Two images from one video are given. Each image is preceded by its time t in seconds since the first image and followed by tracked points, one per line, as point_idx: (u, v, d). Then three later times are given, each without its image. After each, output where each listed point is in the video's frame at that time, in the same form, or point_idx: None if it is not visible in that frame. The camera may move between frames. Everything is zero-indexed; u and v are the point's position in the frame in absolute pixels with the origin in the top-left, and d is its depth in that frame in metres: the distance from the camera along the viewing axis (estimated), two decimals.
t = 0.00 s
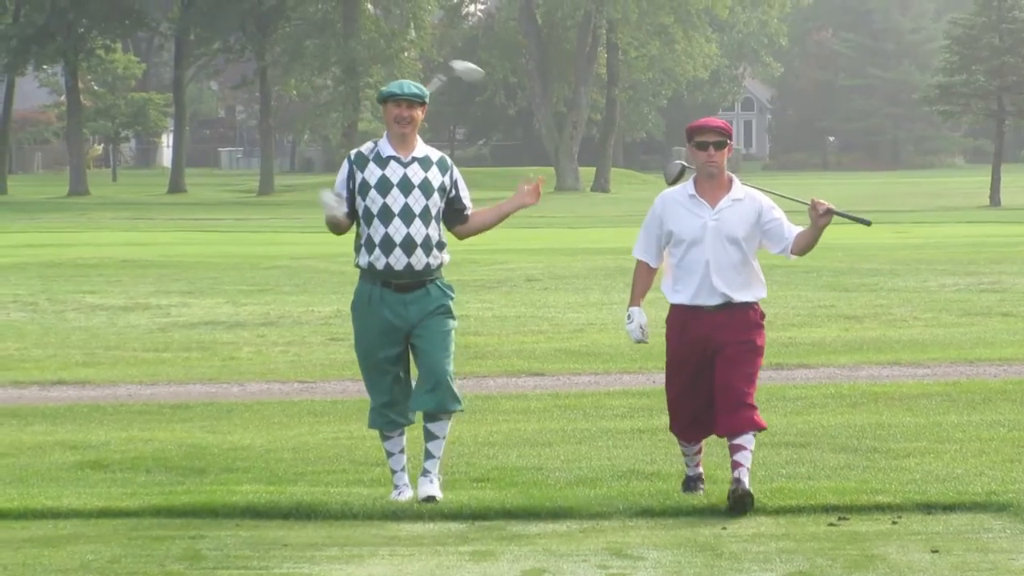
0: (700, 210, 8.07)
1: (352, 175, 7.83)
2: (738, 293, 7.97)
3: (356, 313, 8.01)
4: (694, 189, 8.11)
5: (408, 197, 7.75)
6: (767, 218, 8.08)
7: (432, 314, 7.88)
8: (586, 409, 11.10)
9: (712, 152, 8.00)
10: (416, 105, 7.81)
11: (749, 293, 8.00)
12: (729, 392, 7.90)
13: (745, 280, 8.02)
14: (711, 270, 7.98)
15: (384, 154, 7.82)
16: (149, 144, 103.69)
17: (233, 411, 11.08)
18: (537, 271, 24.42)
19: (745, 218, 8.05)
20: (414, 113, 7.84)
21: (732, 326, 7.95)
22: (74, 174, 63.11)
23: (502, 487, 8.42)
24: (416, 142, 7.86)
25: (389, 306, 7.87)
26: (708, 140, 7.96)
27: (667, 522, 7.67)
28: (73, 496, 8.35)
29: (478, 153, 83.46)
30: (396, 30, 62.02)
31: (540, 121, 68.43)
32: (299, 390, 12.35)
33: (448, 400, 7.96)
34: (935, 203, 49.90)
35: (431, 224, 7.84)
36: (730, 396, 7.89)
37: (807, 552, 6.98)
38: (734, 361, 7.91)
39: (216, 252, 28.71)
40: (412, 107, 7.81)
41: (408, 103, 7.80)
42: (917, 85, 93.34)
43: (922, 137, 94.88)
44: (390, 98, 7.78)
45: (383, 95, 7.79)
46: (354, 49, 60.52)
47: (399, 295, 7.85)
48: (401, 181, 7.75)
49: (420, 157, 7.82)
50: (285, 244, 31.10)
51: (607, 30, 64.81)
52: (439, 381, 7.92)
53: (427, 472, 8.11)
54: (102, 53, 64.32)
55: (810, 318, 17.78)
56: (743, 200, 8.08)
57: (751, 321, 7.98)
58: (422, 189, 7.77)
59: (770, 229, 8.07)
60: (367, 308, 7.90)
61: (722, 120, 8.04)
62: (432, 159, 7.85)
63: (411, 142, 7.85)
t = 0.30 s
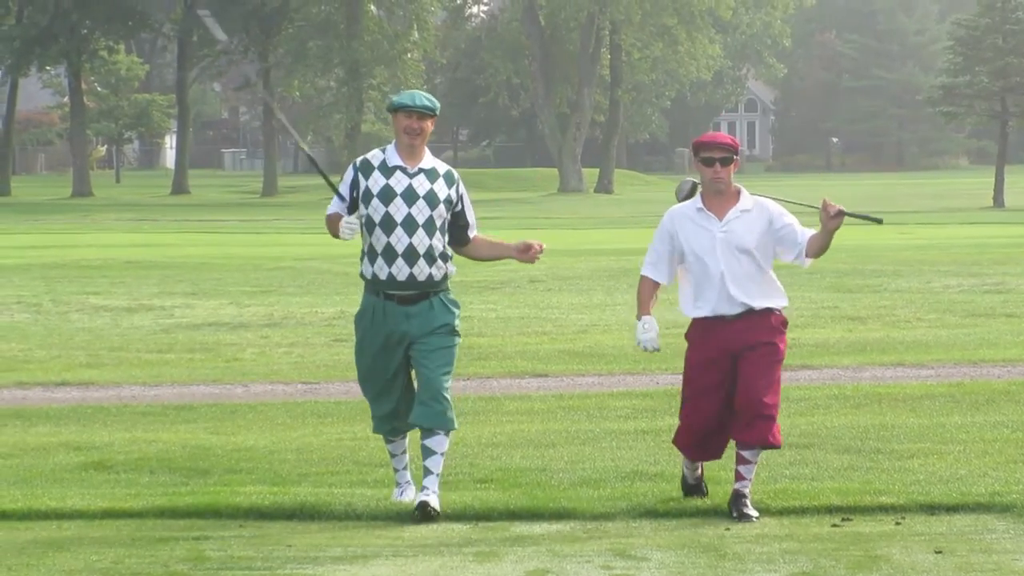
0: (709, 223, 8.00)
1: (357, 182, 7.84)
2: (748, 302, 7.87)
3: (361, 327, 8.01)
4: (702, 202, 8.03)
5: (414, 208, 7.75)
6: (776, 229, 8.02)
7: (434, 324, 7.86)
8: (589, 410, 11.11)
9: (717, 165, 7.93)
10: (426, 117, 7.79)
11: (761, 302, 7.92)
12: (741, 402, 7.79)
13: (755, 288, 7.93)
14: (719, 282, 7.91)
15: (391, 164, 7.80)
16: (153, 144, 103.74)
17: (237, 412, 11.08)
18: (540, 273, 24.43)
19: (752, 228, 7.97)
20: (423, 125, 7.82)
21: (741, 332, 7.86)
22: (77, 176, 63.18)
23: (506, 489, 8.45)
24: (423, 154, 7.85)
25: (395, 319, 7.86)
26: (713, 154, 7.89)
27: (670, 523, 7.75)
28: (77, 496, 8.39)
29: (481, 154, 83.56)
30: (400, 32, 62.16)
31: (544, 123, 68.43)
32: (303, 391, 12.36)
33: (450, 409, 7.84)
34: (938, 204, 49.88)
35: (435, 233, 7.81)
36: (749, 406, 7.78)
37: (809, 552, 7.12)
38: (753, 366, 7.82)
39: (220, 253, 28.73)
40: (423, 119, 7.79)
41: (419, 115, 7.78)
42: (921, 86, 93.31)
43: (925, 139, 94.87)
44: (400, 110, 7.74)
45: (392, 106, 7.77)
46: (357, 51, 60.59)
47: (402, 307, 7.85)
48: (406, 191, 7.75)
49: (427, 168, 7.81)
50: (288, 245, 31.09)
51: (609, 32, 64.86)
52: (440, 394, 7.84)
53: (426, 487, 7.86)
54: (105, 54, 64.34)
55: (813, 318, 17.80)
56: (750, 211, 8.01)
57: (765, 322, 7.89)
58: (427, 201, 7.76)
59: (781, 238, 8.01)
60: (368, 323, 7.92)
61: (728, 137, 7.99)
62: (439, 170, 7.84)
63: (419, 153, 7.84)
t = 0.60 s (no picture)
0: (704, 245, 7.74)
1: (365, 174, 7.85)
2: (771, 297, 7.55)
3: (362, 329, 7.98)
4: (695, 224, 7.77)
5: (415, 201, 7.71)
6: (769, 223, 7.59)
7: (435, 323, 7.83)
8: (593, 410, 11.07)
9: (695, 199, 7.65)
10: (430, 109, 7.78)
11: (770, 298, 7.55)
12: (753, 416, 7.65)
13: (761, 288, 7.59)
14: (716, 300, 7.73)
15: (397, 157, 7.81)
16: (157, 143, 103.88)
17: (241, 412, 11.06)
18: (544, 272, 24.39)
19: (746, 230, 7.61)
20: (433, 120, 7.83)
21: (757, 332, 7.55)
22: (81, 175, 63.32)
23: (509, 489, 8.46)
24: (431, 148, 7.84)
25: (397, 316, 7.84)
26: (687, 186, 7.64)
27: (674, 523, 7.80)
28: (82, 497, 8.39)
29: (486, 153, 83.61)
30: (403, 31, 62.20)
31: (547, 122, 68.49)
32: (306, 391, 12.36)
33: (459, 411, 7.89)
34: (941, 203, 49.82)
35: (439, 227, 7.78)
36: (764, 418, 7.61)
37: (813, 551, 7.17)
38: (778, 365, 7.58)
39: (224, 252, 28.74)
40: (425, 111, 7.78)
41: (420, 108, 7.76)
42: (924, 85, 93.28)
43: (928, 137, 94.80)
44: (402, 102, 7.75)
45: (397, 99, 7.78)
46: (360, 50, 60.62)
47: (405, 304, 7.82)
48: (408, 183, 7.72)
49: (434, 162, 7.79)
50: (291, 245, 31.08)
51: (613, 31, 64.87)
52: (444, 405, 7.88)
53: (428, 496, 7.87)
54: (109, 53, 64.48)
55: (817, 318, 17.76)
56: (735, 215, 7.65)
57: (793, 319, 7.55)
58: (432, 195, 7.72)
59: (777, 220, 7.56)
60: (369, 327, 7.92)
61: (701, 161, 7.69)
62: (445, 165, 7.82)
63: (430, 146, 7.84)
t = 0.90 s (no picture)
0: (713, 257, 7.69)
1: (367, 163, 7.83)
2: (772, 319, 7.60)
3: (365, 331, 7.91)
4: (705, 238, 7.72)
5: (412, 188, 7.63)
6: (781, 232, 7.56)
7: (435, 320, 7.80)
8: (597, 409, 11.06)
9: (705, 213, 7.61)
10: (430, 99, 7.75)
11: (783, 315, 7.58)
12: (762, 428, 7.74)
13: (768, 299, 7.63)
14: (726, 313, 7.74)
15: (399, 145, 7.77)
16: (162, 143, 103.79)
17: (245, 412, 11.06)
18: (546, 272, 24.36)
19: (756, 241, 7.58)
20: (430, 108, 7.80)
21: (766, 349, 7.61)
22: (85, 176, 63.19)
23: (512, 487, 8.47)
24: (433, 135, 7.79)
25: (393, 303, 7.77)
26: (697, 202, 7.59)
27: (677, 521, 7.84)
28: (85, 496, 8.42)
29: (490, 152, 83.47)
30: (406, 30, 62.13)
31: (550, 122, 68.40)
32: (310, 391, 12.35)
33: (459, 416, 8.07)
34: (943, 201, 49.71)
35: (436, 215, 7.68)
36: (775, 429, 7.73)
37: (815, 549, 7.20)
38: (789, 383, 7.69)
39: (229, 253, 28.71)
40: (420, 100, 7.74)
41: (411, 97, 7.73)
42: (928, 84, 93.15)
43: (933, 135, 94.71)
44: (401, 92, 7.73)
45: (395, 90, 7.75)
46: (363, 50, 60.23)
47: (404, 292, 7.75)
48: (406, 171, 7.67)
49: (434, 150, 7.72)
50: (294, 246, 31.06)
51: (616, 30, 64.78)
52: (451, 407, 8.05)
53: (431, 494, 7.95)
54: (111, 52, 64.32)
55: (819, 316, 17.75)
56: (744, 226, 7.61)
57: (806, 340, 7.61)
58: (428, 181, 7.65)
59: (784, 227, 7.54)
60: (369, 314, 7.79)
61: (709, 173, 7.62)
62: (446, 154, 7.74)
63: (432, 131, 7.80)
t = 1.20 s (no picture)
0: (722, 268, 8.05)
1: (382, 170, 8.30)
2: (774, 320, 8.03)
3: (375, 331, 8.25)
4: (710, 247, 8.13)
5: (418, 196, 8.05)
6: (780, 233, 7.98)
7: (445, 318, 8.20)
8: (599, 396, 11.60)
9: (703, 225, 8.04)
10: (444, 113, 8.18)
11: (784, 318, 8.01)
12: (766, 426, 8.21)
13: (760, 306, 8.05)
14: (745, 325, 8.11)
15: (412, 155, 8.20)
16: (185, 145, 104.84)
17: (266, 398, 11.58)
18: (551, 267, 24.88)
19: (763, 247, 7.97)
20: (444, 122, 8.22)
21: (765, 357, 8.09)
22: (114, 176, 64.03)
23: (518, 470, 9.00)
24: (445, 146, 8.20)
25: (400, 303, 8.15)
26: (697, 213, 8.02)
27: (675, 503, 8.39)
28: (117, 478, 8.95)
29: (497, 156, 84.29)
30: (419, 38, 63.34)
31: (554, 127, 69.00)
32: (328, 379, 12.87)
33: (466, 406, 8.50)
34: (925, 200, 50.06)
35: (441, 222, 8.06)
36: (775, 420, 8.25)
37: (800, 529, 7.77)
38: (787, 387, 8.19)
39: (249, 249, 29.22)
40: (439, 113, 8.18)
41: (424, 109, 8.17)
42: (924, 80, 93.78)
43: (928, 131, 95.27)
44: (415, 105, 8.19)
45: (410, 101, 8.21)
46: (378, 57, 61.04)
47: (411, 294, 8.14)
48: (417, 180, 8.09)
49: (443, 159, 8.13)
50: (309, 240, 31.54)
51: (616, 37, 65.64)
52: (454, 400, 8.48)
53: (442, 475, 8.50)
54: (142, 58, 65.41)
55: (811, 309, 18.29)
56: (747, 235, 8.00)
57: (803, 348, 8.07)
58: (433, 190, 8.05)
59: (785, 232, 7.97)
60: (381, 315, 8.15)
61: (706, 188, 8.09)
62: (454, 162, 8.14)
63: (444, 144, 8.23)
